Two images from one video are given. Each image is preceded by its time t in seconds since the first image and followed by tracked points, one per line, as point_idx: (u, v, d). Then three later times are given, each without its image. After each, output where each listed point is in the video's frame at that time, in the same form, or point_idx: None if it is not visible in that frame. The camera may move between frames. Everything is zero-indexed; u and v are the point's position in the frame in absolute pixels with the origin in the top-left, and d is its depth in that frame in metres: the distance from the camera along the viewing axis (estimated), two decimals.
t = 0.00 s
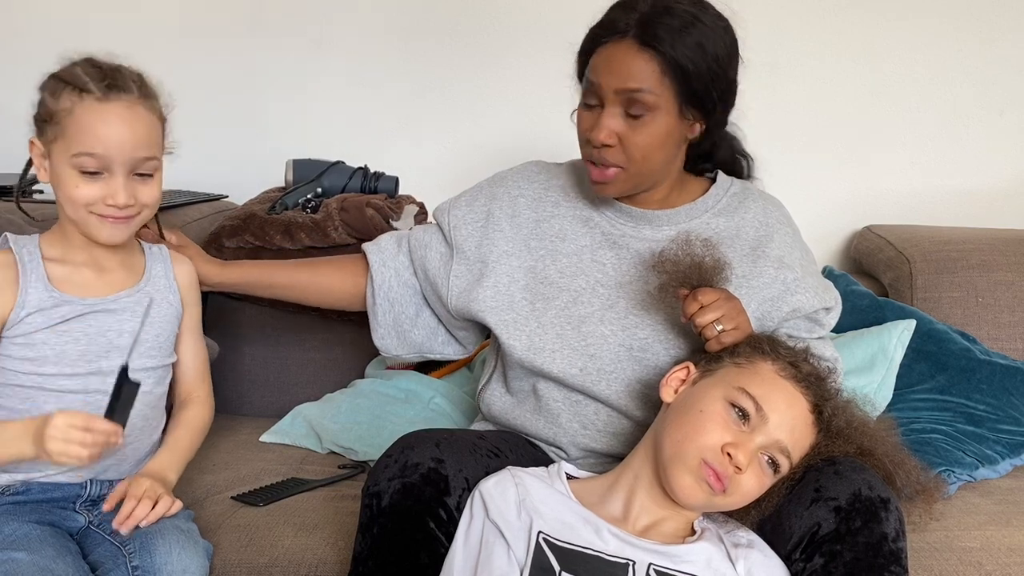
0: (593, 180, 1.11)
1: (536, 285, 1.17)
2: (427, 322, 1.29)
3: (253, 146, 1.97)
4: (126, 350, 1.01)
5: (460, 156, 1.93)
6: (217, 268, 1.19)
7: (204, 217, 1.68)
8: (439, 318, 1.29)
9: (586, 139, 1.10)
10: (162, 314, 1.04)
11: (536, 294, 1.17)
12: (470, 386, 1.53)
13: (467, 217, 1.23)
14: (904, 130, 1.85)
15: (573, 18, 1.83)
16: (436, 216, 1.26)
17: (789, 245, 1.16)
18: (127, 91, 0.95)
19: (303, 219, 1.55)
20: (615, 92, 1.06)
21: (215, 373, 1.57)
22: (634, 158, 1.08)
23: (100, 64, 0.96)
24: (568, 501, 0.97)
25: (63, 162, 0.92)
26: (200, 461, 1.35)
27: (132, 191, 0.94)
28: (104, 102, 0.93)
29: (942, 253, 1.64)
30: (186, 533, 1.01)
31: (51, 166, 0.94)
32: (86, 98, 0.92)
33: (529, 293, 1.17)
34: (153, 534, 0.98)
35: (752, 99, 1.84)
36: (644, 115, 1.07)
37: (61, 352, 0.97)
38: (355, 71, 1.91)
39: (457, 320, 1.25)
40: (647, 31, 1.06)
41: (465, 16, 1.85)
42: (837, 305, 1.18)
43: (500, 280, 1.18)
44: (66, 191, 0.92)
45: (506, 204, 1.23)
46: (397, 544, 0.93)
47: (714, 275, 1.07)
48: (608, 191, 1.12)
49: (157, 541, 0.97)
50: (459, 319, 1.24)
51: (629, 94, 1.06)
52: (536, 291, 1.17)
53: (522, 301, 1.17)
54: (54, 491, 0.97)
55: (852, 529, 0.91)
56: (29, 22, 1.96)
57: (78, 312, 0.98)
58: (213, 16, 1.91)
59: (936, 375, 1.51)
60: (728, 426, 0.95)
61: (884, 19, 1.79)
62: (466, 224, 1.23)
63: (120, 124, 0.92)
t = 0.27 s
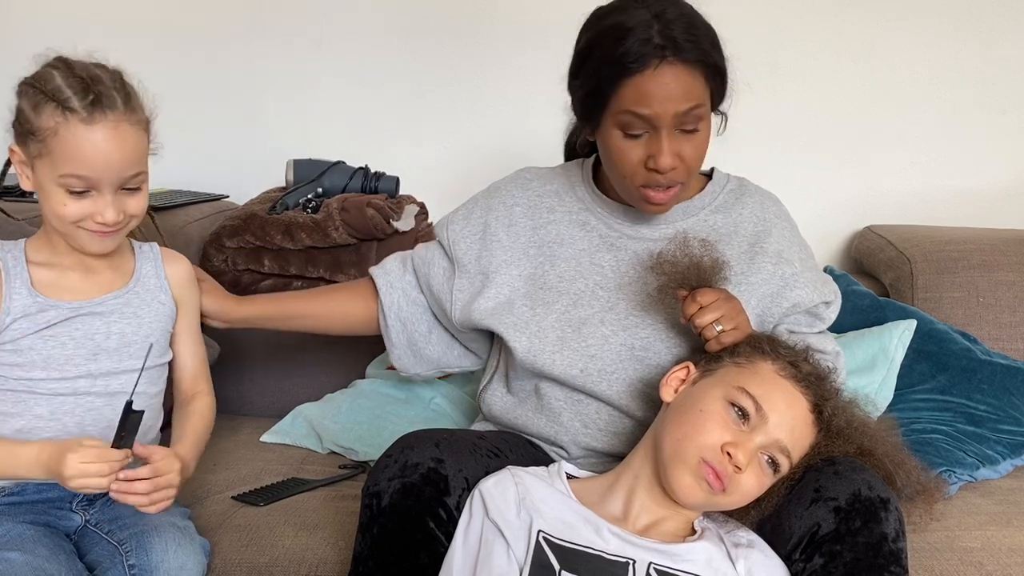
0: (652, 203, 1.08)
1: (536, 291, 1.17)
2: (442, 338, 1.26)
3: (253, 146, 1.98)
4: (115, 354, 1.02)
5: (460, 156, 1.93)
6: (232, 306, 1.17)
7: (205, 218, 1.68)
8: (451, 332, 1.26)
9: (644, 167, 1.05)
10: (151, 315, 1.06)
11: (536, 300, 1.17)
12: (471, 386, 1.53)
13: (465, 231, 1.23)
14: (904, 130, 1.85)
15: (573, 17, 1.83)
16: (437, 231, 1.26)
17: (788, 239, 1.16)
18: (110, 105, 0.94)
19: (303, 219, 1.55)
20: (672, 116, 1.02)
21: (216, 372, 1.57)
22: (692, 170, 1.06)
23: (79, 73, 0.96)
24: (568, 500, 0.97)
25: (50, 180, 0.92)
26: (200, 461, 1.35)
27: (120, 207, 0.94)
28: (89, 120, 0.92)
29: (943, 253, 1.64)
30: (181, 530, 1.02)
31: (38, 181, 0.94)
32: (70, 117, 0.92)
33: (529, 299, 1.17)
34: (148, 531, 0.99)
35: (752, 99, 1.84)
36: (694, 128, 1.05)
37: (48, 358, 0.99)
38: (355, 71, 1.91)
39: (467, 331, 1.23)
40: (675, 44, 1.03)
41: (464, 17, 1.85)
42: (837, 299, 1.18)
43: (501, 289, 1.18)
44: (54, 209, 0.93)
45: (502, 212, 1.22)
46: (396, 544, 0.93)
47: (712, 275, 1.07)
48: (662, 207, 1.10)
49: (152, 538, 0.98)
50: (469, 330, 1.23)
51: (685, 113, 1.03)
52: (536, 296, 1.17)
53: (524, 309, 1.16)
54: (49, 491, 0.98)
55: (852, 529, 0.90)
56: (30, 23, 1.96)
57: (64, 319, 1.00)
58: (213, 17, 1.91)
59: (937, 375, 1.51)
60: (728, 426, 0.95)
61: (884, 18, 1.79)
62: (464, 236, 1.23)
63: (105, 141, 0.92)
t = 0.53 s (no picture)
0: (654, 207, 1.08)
1: (536, 293, 1.17)
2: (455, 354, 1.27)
3: (254, 146, 1.98)
4: (111, 357, 1.03)
5: (462, 156, 1.93)
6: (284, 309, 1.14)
7: (206, 218, 1.68)
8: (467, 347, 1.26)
9: (644, 173, 1.05)
10: (148, 319, 1.06)
11: (536, 302, 1.17)
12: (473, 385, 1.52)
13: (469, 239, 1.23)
14: (905, 130, 1.85)
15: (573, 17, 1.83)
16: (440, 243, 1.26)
17: (788, 237, 1.17)
18: (103, 112, 0.94)
19: (305, 219, 1.55)
20: (668, 120, 1.02)
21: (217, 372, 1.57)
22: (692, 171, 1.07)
23: (74, 77, 0.97)
24: (570, 501, 0.97)
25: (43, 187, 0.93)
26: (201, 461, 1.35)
27: (113, 213, 0.94)
28: (80, 126, 0.92)
29: (944, 253, 1.64)
30: (178, 533, 1.02)
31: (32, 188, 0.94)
32: (62, 123, 0.92)
33: (529, 301, 1.17)
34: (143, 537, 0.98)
35: (752, 99, 1.84)
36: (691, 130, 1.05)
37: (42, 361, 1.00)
38: (355, 72, 1.91)
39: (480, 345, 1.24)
40: (666, 49, 1.03)
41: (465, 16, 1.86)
42: (838, 297, 1.18)
43: (501, 292, 1.18)
44: (47, 216, 0.93)
45: (502, 218, 1.23)
46: (398, 544, 0.94)
47: (712, 275, 1.07)
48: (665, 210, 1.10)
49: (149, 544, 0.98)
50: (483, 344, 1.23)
51: (681, 117, 1.03)
52: (536, 299, 1.17)
53: (524, 311, 1.17)
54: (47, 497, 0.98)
55: (853, 530, 0.90)
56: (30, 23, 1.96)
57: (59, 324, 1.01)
58: (213, 17, 1.92)
59: (938, 375, 1.51)
60: (728, 425, 0.95)
61: (884, 18, 1.79)
62: (466, 243, 1.24)
63: (98, 147, 0.92)
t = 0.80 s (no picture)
0: (644, 207, 1.08)
1: (539, 295, 1.18)
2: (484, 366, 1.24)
3: (254, 146, 1.97)
4: (113, 417, 1.00)
5: (463, 156, 1.93)
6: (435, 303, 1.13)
7: (207, 217, 1.68)
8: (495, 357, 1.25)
9: (632, 173, 1.05)
10: (155, 374, 1.02)
11: (540, 303, 1.17)
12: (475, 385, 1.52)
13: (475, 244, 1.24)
14: (905, 130, 1.85)
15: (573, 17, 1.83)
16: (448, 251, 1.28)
17: (789, 234, 1.17)
18: (135, 137, 0.92)
19: (307, 219, 1.56)
20: (652, 121, 1.02)
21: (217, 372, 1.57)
22: (681, 170, 1.06)
23: (99, 100, 0.95)
24: (572, 500, 0.97)
25: (64, 218, 0.89)
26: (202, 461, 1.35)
27: (139, 245, 0.92)
28: (109, 151, 0.90)
29: (945, 253, 1.64)
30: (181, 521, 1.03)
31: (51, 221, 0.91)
32: (89, 147, 0.90)
33: (533, 303, 1.18)
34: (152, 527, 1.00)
35: (753, 99, 1.84)
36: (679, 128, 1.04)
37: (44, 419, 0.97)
38: (356, 72, 1.91)
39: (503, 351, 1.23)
40: (648, 49, 1.03)
41: (465, 16, 1.85)
42: (839, 295, 1.18)
43: (504, 294, 1.19)
44: (69, 249, 0.90)
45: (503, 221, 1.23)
46: (400, 544, 0.93)
47: (714, 275, 1.08)
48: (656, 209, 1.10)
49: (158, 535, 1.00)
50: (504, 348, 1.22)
51: (665, 117, 1.02)
52: (540, 300, 1.18)
53: (527, 314, 1.17)
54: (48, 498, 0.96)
55: (856, 530, 0.90)
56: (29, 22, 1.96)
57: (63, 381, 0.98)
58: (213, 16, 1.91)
59: (940, 375, 1.51)
60: (731, 425, 0.94)
61: (885, 18, 1.79)
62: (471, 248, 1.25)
63: (123, 174, 0.89)
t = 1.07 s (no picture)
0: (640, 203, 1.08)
1: (547, 294, 1.17)
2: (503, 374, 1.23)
3: (254, 145, 1.97)
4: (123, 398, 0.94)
5: (462, 155, 1.93)
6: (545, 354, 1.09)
7: (207, 217, 1.68)
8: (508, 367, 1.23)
9: (628, 170, 1.05)
10: (168, 326, 0.96)
11: (547, 302, 1.17)
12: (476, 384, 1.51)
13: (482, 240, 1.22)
14: (905, 129, 1.85)
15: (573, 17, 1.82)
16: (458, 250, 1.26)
17: (789, 232, 1.17)
18: (152, 68, 0.83)
19: (307, 218, 1.55)
20: (648, 117, 1.02)
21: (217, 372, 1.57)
22: (677, 167, 1.06)
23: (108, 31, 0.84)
24: (573, 500, 0.97)
25: (76, 150, 0.79)
26: (202, 460, 1.34)
27: (160, 188, 0.82)
28: (127, 77, 0.80)
29: (945, 252, 1.64)
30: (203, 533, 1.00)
31: (52, 154, 0.80)
32: (109, 69, 0.80)
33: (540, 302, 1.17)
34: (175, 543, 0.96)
35: (752, 99, 1.84)
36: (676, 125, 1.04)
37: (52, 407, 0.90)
38: (355, 72, 1.90)
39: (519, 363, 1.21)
40: (647, 45, 1.03)
41: (465, 16, 1.85)
42: (838, 291, 1.18)
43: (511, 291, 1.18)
44: (77, 189, 0.79)
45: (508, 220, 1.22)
46: (402, 543, 0.93)
47: (718, 275, 1.08)
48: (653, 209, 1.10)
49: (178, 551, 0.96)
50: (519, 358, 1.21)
51: (662, 113, 1.02)
52: (547, 299, 1.17)
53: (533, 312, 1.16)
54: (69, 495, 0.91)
55: (858, 529, 0.90)
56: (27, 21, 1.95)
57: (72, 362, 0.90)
58: (212, 16, 1.91)
59: (939, 374, 1.51)
60: (734, 423, 0.94)
61: (885, 18, 1.79)
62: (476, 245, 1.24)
63: (138, 104, 0.80)
